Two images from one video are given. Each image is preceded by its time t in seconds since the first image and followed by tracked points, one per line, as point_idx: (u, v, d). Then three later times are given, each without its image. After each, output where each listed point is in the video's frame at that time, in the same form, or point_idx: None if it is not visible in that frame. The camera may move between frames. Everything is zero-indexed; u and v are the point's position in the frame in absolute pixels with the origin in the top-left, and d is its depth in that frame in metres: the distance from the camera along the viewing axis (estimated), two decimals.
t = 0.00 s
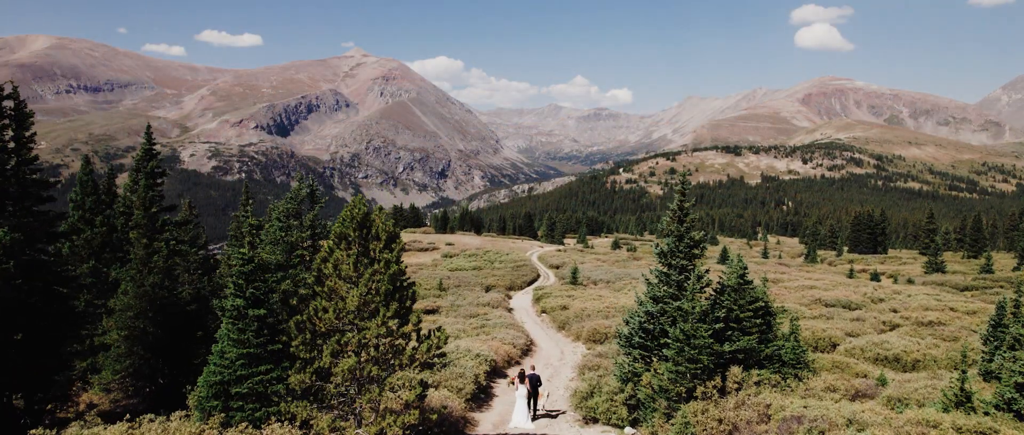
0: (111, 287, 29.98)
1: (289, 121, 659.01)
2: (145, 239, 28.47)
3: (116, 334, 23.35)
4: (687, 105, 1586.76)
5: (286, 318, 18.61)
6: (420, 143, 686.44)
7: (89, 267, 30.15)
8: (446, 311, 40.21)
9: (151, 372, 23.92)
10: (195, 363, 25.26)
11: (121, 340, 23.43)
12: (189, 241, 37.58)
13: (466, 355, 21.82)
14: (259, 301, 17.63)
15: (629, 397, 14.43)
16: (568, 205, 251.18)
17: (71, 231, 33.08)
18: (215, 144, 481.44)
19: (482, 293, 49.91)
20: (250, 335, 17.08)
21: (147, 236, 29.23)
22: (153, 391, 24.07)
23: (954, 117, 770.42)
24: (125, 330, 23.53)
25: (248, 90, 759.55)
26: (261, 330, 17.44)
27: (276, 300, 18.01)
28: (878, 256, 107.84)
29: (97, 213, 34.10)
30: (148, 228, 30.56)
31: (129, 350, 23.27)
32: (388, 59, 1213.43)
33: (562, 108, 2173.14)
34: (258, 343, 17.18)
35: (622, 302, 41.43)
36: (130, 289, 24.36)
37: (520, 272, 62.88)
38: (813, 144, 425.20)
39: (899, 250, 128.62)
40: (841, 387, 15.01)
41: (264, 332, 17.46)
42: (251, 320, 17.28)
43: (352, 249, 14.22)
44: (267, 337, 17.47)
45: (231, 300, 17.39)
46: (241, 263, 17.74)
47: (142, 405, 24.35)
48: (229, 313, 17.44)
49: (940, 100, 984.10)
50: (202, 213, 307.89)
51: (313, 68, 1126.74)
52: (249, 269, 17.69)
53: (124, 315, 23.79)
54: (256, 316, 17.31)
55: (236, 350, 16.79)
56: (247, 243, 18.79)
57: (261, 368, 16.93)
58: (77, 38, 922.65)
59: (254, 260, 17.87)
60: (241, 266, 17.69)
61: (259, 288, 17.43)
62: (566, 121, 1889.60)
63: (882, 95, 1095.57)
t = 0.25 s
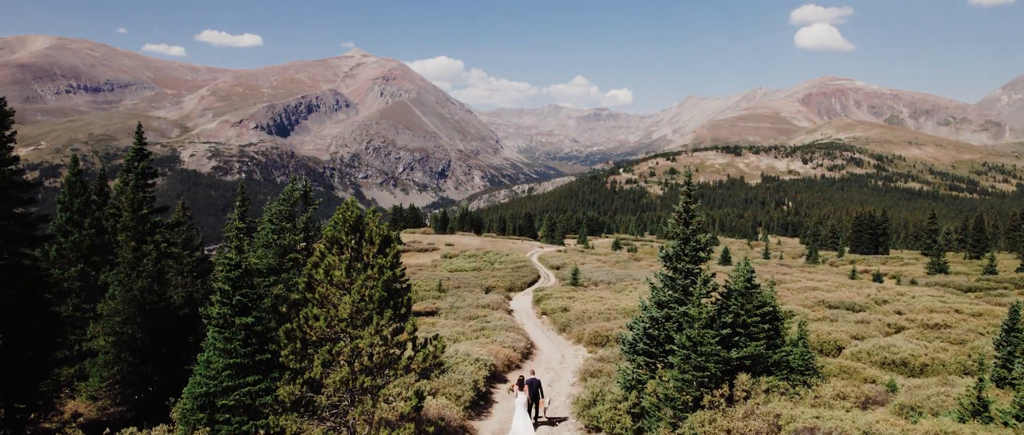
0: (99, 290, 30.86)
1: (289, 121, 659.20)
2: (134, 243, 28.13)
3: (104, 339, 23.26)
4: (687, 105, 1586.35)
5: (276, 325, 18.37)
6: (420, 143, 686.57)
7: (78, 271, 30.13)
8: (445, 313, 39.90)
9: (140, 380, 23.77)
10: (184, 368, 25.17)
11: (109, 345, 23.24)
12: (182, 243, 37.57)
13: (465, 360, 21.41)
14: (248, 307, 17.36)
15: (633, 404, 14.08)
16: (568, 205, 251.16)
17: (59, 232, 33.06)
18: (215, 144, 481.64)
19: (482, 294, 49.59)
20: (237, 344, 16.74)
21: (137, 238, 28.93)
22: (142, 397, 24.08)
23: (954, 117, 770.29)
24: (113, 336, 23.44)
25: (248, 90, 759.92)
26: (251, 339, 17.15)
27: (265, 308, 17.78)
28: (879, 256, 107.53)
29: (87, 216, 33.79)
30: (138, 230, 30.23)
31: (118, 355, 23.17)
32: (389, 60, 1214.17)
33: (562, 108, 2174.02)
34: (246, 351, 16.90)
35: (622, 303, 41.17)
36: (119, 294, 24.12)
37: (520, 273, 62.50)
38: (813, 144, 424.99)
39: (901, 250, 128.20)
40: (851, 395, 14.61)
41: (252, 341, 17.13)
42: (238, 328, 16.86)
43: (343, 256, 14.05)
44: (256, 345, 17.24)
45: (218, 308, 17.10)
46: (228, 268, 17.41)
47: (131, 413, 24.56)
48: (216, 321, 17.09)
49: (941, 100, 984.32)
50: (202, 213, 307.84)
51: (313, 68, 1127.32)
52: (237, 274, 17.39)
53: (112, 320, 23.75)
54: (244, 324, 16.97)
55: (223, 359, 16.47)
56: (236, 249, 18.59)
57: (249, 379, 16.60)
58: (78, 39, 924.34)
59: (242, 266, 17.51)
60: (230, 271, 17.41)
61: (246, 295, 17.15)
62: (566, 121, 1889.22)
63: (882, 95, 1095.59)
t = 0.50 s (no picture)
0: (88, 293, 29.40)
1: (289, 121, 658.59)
2: (122, 246, 27.37)
3: (90, 345, 22.72)
4: (687, 105, 1585.70)
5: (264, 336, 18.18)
6: (420, 143, 686.39)
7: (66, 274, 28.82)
8: (445, 315, 39.36)
9: (128, 387, 23.35)
10: (171, 374, 24.65)
11: (96, 352, 22.73)
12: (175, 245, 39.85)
13: (463, 364, 21.07)
14: (233, 317, 16.96)
15: (637, 414, 13.70)
16: (569, 205, 250.68)
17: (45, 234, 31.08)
18: (215, 144, 481.40)
19: (482, 295, 49.19)
20: (224, 354, 16.29)
21: (126, 242, 28.04)
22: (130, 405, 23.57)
23: (954, 117, 770.56)
24: (99, 343, 22.81)
25: (248, 90, 759.58)
26: (238, 350, 16.64)
27: (256, 317, 17.65)
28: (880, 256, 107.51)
29: (76, 218, 31.70)
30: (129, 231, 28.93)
31: (104, 363, 22.61)
32: (389, 60, 1213.49)
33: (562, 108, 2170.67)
34: (232, 363, 16.41)
35: (622, 305, 40.77)
36: (106, 300, 23.60)
37: (520, 274, 62.03)
38: (814, 145, 424.46)
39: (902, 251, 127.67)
40: (859, 402, 14.31)
41: (240, 351, 16.66)
42: (226, 338, 16.37)
43: (335, 261, 13.97)
44: (245, 355, 16.81)
45: (204, 316, 16.60)
46: (213, 272, 16.99)
47: (119, 423, 23.98)
48: (201, 327, 16.62)
49: (941, 99, 984.30)
50: (202, 213, 307.32)
51: (313, 68, 1127.17)
52: (225, 281, 17.04)
53: (98, 326, 23.15)
54: (230, 333, 16.42)
55: (209, 371, 16.10)
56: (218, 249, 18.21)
57: (236, 391, 16.13)
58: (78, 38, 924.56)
59: (227, 270, 17.24)
60: (214, 277, 16.93)
61: (234, 301, 16.77)
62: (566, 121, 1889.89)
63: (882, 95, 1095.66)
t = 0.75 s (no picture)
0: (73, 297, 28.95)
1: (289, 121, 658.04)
2: (109, 249, 26.79)
3: (74, 352, 22.22)
4: (687, 105, 1585.56)
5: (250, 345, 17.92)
6: (420, 143, 686.02)
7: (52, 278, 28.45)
8: (444, 317, 38.89)
9: (114, 396, 22.88)
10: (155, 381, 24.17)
11: (81, 359, 22.27)
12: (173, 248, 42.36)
13: (463, 369, 20.63)
14: (221, 328, 17.00)
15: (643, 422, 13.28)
16: (569, 206, 250.25)
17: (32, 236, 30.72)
18: (215, 143, 481.05)
19: (482, 297, 48.77)
20: (207, 365, 16.14)
21: (113, 245, 27.45)
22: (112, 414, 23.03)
23: (954, 117, 770.07)
24: (83, 349, 22.36)
25: (248, 90, 759.33)
26: (223, 361, 16.52)
27: (240, 326, 17.54)
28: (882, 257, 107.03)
29: (63, 219, 31.35)
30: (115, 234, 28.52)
31: (88, 370, 22.15)
32: (389, 60, 1212.66)
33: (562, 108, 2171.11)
34: (215, 375, 16.25)
35: (623, 307, 40.42)
36: (91, 304, 23.12)
37: (520, 275, 61.58)
38: (814, 145, 424.10)
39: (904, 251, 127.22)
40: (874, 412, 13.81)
41: (224, 363, 16.49)
42: (208, 349, 16.22)
43: (330, 268, 14.07)
44: (231, 364, 16.75)
45: (187, 324, 16.43)
46: (197, 279, 16.91)
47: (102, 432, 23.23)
48: (183, 337, 16.42)
49: (941, 99, 983.78)
50: (202, 213, 306.89)
51: (313, 68, 1126.99)
52: (209, 289, 16.94)
53: (82, 331, 22.67)
54: (214, 343, 16.26)
55: (189, 384, 15.90)
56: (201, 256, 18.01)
57: (220, 404, 15.91)
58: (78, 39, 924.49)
59: (212, 276, 17.09)
60: (198, 284, 16.88)
61: (218, 310, 16.65)
62: (566, 121, 1889.49)
63: (882, 95, 1095.07)
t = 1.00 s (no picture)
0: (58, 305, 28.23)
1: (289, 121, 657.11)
2: (95, 252, 25.87)
3: (58, 359, 21.64)
4: (687, 105, 1582.77)
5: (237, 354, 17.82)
6: (420, 143, 685.93)
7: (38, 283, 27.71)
8: (444, 319, 38.44)
9: (99, 405, 22.40)
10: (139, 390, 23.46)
11: (66, 365, 21.77)
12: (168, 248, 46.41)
13: (462, 374, 20.22)
14: (205, 338, 16.89)
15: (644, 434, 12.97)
16: (569, 205, 250.00)
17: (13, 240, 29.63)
18: (215, 144, 480.74)
19: (482, 298, 48.32)
20: (189, 377, 15.97)
21: (99, 248, 26.68)
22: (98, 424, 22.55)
23: (954, 117, 770.24)
24: (68, 356, 21.82)
25: (248, 90, 759.26)
26: (207, 374, 16.41)
27: (224, 335, 17.52)
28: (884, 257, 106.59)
29: (50, 221, 30.56)
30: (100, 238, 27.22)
31: (73, 377, 21.61)
32: (388, 59, 1212.43)
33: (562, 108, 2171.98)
34: (198, 388, 16.09)
35: (623, 308, 40.18)
36: (75, 310, 22.49)
37: (520, 276, 61.11)
38: (814, 144, 423.75)
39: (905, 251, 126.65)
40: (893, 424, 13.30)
41: (209, 376, 16.49)
42: (191, 361, 16.09)
43: (321, 275, 14.09)
44: (218, 373, 16.71)
45: (173, 334, 16.43)
46: (179, 287, 16.74)
47: None
48: (166, 345, 16.35)
49: (941, 99, 983.51)
50: (201, 213, 306.54)
51: (313, 68, 1126.78)
52: (192, 297, 16.80)
53: (67, 336, 22.08)
54: (197, 356, 16.17)
55: (171, 398, 15.75)
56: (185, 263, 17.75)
57: (204, 420, 15.87)
58: (78, 39, 925.52)
59: (195, 283, 16.92)
60: (179, 292, 16.72)
61: (200, 320, 16.49)
62: (566, 121, 1887.11)
63: (882, 95, 1093.45)
